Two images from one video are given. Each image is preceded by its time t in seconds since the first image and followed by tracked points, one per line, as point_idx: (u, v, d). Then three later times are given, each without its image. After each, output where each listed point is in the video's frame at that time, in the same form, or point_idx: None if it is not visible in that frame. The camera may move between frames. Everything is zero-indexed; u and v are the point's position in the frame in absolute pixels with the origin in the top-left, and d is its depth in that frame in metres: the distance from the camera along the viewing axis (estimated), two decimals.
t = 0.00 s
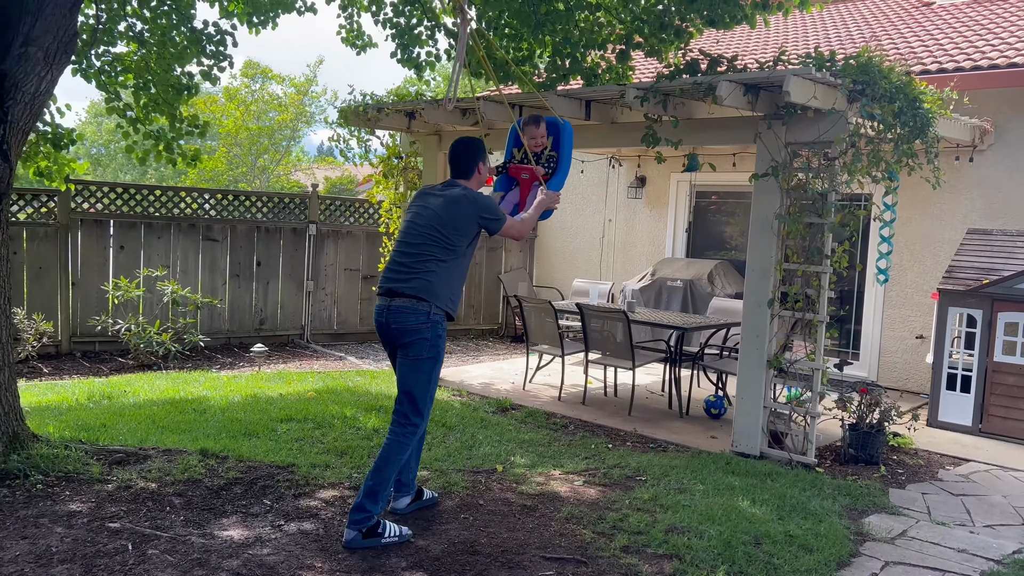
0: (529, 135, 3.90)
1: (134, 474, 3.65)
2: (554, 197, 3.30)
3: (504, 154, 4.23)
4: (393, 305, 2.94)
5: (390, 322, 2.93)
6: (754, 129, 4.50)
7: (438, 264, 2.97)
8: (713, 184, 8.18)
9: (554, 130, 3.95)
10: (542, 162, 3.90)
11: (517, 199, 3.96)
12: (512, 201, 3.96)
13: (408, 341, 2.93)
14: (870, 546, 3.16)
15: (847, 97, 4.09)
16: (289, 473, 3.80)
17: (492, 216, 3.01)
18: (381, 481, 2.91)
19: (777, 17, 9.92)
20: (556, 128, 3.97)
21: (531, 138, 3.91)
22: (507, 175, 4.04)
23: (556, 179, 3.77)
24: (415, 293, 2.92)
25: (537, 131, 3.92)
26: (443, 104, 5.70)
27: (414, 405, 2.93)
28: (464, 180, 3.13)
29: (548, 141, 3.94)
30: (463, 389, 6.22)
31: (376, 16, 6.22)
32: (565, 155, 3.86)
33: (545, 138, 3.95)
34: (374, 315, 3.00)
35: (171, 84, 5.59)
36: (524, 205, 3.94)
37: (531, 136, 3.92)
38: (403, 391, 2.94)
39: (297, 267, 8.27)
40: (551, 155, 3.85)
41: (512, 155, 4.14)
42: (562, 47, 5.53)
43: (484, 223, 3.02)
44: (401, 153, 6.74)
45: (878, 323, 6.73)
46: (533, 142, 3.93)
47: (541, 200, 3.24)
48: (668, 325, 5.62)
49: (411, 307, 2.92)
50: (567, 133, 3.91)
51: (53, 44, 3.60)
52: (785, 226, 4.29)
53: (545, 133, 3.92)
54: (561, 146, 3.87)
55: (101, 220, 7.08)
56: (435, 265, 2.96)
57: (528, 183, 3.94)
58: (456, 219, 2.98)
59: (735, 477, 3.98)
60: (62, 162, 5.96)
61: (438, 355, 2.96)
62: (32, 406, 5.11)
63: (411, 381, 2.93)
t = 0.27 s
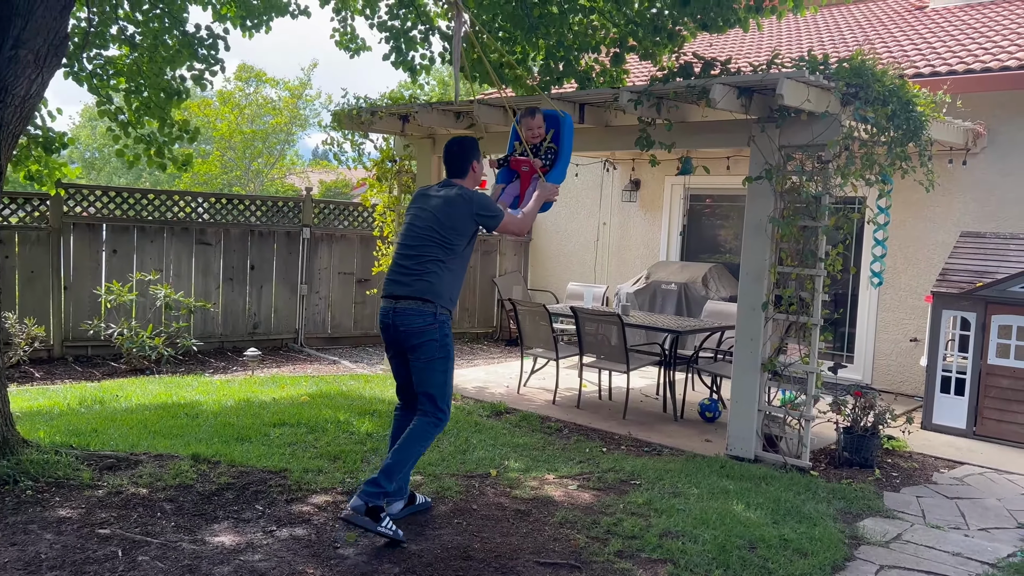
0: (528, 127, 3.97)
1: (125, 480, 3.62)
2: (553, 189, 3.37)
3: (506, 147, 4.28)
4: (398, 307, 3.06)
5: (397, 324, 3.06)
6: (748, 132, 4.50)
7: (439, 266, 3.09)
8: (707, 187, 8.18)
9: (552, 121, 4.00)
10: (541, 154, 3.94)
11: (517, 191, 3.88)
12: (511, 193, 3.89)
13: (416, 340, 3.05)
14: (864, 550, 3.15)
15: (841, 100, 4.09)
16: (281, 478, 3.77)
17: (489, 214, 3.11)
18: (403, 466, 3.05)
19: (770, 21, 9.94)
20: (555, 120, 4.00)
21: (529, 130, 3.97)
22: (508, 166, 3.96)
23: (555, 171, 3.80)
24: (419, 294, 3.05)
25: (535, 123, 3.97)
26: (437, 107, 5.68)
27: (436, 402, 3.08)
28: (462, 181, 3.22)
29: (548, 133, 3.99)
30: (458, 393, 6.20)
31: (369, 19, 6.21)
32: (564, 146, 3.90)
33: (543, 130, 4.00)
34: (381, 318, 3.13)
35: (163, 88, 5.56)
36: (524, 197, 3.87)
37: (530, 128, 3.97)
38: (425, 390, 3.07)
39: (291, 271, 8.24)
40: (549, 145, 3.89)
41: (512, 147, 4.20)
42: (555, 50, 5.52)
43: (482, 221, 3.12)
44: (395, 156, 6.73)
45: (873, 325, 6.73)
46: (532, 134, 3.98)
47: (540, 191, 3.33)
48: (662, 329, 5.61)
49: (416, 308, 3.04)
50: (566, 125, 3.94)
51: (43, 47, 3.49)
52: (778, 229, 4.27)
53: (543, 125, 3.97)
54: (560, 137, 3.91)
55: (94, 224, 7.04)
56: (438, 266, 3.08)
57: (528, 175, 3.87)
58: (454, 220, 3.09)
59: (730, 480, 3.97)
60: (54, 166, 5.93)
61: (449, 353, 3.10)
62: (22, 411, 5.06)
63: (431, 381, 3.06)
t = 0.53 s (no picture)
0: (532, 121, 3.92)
1: (118, 485, 3.59)
2: (558, 181, 3.33)
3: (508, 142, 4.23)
4: (404, 308, 3.11)
5: (405, 325, 3.11)
6: (744, 134, 4.50)
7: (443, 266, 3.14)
8: (703, 189, 8.19)
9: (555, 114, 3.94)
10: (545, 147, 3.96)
11: (522, 185, 3.97)
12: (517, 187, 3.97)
13: (426, 339, 3.11)
14: (861, 553, 3.14)
15: (835, 102, 4.11)
16: (277, 483, 3.75)
17: (489, 212, 3.14)
18: (439, 445, 3.16)
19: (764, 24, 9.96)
20: (558, 113, 3.93)
21: (533, 123, 3.92)
22: (512, 161, 4.02)
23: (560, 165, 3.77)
24: (424, 295, 3.09)
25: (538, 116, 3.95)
26: (432, 109, 5.67)
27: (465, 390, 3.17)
28: (462, 181, 3.25)
29: (552, 125, 3.93)
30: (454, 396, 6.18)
31: (364, 22, 6.20)
32: (568, 139, 3.85)
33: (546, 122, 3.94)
34: (388, 319, 3.18)
35: (157, 91, 5.53)
36: (530, 190, 3.96)
37: (533, 122, 3.92)
38: (452, 382, 3.15)
39: (286, 274, 8.22)
40: (553, 139, 3.85)
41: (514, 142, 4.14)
42: (550, 52, 5.52)
43: (483, 220, 3.16)
44: (390, 159, 6.71)
45: (868, 327, 6.74)
46: (536, 127, 3.93)
47: (545, 185, 3.29)
48: (659, 331, 5.61)
49: (422, 309, 3.09)
50: (569, 118, 3.89)
51: (34, 50, 3.44)
52: (774, 231, 4.26)
53: (546, 118, 3.92)
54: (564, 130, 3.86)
55: (88, 227, 7.01)
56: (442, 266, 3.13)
57: (534, 169, 3.96)
58: (455, 221, 3.13)
59: (727, 483, 3.97)
60: (46, 170, 5.89)
61: (464, 347, 3.16)
62: (15, 416, 5.03)
63: (457, 373, 3.14)
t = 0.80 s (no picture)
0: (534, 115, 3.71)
1: (115, 491, 3.56)
2: (562, 175, 3.29)
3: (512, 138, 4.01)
4: (414, 310, 3.12)
5: (415, 326, 3.13)
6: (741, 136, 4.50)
7: (451, 267, 3.16)
8: (699, 191, 8.19)
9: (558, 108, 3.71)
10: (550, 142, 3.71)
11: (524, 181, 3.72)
12: (520, 182, 3.72)
13: (436, 340, 3.12)
14: (861, 555, 3.14)
15: (832, 103, 4.14)
16: (274, 487, 3.73)
17: (494, 212, 3.15)
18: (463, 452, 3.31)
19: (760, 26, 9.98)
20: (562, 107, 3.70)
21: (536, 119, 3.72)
22: (516, 156, 3.79)
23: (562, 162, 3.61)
24: (433, 296, 3.11)
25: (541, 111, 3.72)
26: (429, 112, 5.65)
27: (476, 390, 3.20)
28: (468, 182, 3.28)
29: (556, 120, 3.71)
30: (451, 399, 6.17)
31: (360, 24, 6.19)
32: (572, 134, 3.63)
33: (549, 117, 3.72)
34: (397, 321, 3.18)
35: (153, 94, 5.51)
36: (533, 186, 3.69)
37: (536, 116, 3.72)
38: (461, 380, 3.17)
39: (282, 277, 8.20)
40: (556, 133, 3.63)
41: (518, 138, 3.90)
42: (547, 54, 5.52)
43: (489, 221, 3.17)
44: (387, 161, 6.69)
45: (865, 329, 6.75)
46: (539, 122, 3.72)
47: (549, 180, 3.26)
48: (656, 333, 5.60)
49: (431, 310, 3.10)
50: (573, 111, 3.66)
51: (30, 54, 3.42)
52: (771, 233, 4.27)
53: (550, 113, 3.70)
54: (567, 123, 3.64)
55: (83, 230, 6.98)
56: (451, 268, 3.15)
57: (537, 165, 3.71)
58: (462, 222, 3.15)
59: (726, 486, 3.96)
60: (39, 173, 5.85)
61: (473, 347, 3.18)
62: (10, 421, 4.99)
63: (466, 371, 3.16)
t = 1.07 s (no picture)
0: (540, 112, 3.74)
1: (113, 495, 3.54)
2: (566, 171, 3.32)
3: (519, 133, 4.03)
4: (433, 314, 3.17)
5: (433, 331, 3.17)
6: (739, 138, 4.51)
7: (467, 270, 3.20)
8: (696, 192, 8.20)
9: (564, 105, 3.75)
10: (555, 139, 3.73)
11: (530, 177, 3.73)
12: (527, 178, 3.74)
13: (453, 344, 3.17)
14: (862, 557, 3.14)
15: (830, 105, 4.16)
16: (273, 491, 3.72)
17: (503, 215, 3.18)
18: (467, 462, 3.34)
19: (757, 27, 10.00)
20: (567, 103, 3.76)
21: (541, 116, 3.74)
22: (522, 152, 3.81)
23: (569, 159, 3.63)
24: (451, 300, 3.16)
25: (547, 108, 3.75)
26: (426, 114, 5.63)
27: (484, 398, 3.22)
28: (478, 185, 3.31)
29: (561, 116, 3.75)
30: (449, 402, 6.16)
31: (357, 26, 6.18)
32: (578, 131, 3.68)
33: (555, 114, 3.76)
34: (416, 324, 3.23)
35: (149, 96, 5.48)
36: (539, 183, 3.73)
37: (541, 114, 3.74)
38: (472, 387, 3.21)
39: (279, 280, 8.18)
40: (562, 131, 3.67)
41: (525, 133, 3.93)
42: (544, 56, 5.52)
43: (500, 223, 3.21)
44: (384, 163, 6.70)
45: (863, 330, 6.75)
46: (545, 119, 3.76)
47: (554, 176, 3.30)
48: (654, 335, 5.60)
49: (449, 314, 3.15)
50: (579, 108, 3.70)
51: (26, 56, 3.39)
52: (770, 235, 4.28)
53: (555, 110, 3.74)
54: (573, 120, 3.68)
55: (78, 233, 6.95)
56: (467, 271, 3.20)
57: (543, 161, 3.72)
58: (474, 226, 3.18)
59: (726, 488, 3.96)
60: (35, 175, 5.82)
61: (486, 350, 3.23)
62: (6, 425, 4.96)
63: (477, 378, 3.20)
